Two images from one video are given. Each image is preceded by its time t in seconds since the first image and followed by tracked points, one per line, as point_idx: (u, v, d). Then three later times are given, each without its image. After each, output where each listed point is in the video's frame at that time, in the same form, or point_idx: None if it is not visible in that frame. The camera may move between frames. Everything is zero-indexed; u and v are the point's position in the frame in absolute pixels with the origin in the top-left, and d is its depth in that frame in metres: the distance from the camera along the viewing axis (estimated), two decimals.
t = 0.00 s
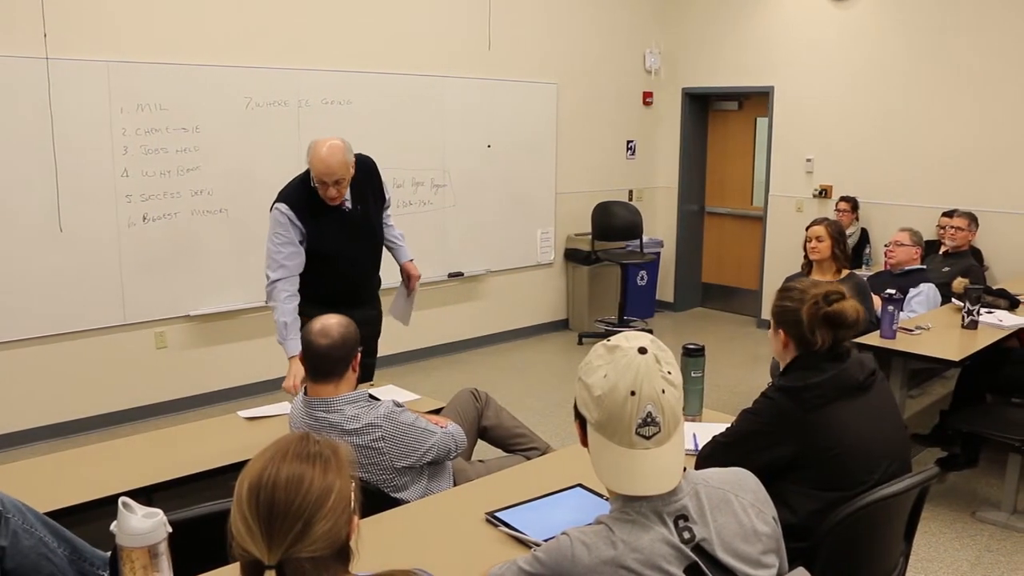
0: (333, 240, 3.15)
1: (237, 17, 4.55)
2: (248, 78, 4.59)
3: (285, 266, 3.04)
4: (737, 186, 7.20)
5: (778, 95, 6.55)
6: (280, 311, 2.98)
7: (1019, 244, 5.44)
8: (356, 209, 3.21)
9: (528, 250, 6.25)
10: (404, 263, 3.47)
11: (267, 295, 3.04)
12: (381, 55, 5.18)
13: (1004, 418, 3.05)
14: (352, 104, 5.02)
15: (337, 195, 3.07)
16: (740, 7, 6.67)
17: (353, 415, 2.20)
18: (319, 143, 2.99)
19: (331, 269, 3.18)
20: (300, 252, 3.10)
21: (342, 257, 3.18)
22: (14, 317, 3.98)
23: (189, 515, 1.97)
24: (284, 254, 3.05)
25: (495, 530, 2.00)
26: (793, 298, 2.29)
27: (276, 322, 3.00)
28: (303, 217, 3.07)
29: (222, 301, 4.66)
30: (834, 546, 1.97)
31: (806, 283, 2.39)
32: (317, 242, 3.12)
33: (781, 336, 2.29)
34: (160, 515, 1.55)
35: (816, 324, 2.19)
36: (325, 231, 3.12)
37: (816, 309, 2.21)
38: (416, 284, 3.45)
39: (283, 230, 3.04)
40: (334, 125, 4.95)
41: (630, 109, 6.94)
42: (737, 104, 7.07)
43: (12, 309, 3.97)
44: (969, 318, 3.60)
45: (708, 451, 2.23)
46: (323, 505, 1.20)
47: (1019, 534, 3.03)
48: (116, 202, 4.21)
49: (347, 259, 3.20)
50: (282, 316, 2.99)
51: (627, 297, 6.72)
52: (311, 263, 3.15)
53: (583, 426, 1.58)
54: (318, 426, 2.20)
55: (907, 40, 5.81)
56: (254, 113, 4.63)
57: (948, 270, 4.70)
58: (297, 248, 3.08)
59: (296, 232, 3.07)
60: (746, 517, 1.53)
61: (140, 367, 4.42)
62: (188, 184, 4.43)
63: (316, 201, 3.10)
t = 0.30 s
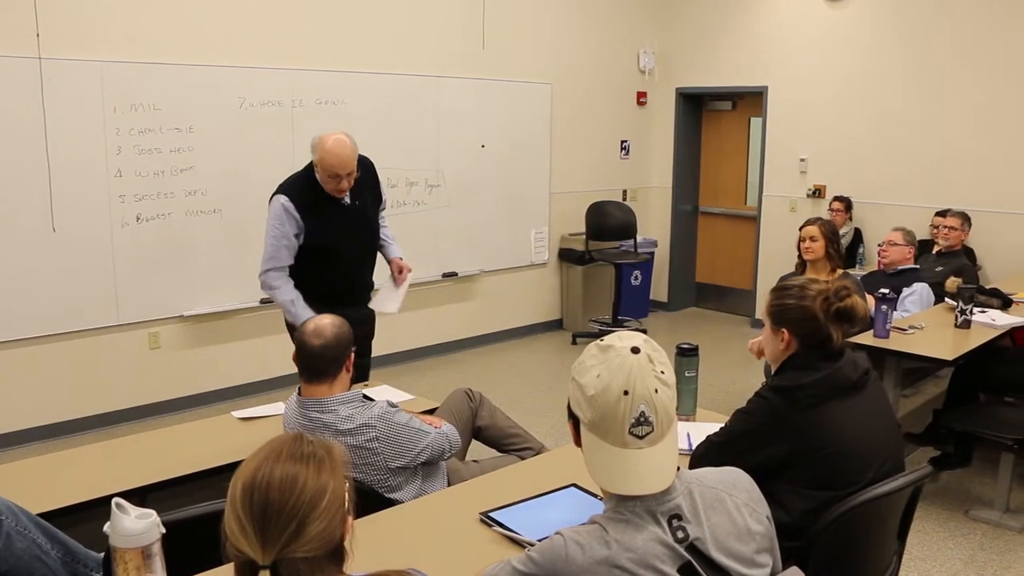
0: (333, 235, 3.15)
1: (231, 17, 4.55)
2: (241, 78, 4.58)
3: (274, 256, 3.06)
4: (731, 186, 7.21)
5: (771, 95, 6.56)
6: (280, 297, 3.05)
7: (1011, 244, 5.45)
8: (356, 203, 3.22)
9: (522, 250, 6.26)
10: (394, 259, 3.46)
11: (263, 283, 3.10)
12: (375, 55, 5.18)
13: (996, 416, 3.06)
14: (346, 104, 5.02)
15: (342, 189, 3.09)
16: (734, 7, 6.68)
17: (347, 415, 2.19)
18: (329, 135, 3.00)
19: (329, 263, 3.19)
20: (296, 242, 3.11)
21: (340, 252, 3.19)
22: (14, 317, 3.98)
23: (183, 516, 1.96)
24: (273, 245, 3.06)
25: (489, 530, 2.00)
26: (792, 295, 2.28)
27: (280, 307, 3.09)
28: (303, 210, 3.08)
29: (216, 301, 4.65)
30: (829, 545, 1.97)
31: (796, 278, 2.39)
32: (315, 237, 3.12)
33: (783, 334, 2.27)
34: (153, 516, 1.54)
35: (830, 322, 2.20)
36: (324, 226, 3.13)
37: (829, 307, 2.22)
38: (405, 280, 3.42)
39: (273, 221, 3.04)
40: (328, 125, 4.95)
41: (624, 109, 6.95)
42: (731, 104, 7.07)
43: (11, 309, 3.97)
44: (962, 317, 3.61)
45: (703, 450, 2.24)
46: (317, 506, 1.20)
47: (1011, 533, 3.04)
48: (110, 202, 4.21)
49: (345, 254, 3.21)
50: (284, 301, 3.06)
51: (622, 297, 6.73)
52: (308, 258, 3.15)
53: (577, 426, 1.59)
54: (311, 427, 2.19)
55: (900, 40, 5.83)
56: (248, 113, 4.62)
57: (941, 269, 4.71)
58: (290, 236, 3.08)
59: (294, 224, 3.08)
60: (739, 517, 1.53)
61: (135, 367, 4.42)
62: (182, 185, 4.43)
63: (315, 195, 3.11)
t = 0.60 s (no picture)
0: (336, 224, 3.25)
1: (220, 17, 4.54)
2: (231, 78, 4.57)
3: (282, 242, 3.15)
4: (722, 186, 7.22)
5: (762, 95, 6.58)
6: (296, 274, 3.13)
7: (1000, 243, 5.48)
8: (358, 194, 3.32)
9: (514, 250, 6.26)
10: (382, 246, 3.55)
11: (274, 270, 3.18)
12: (365, 55, 5.17)
13: (986, 414, 3.07)
14: (336, 104, 5.01)
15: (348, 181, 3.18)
16: (723, 7, 6.70)
17: (338, 415, 2.19)
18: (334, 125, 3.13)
19: (332, 252, 3.27)
20: (300, 228, 3.20)
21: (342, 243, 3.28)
22: (12, 317, 3.99)
23: (172, 518, 1.96)
24: (278, 230, 3.15)
25: (480, 530, 2.00)
26: (781, 295, 2.27)
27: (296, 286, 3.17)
28: (306, 200, 3.17)
29: (207, 302, 4.64)
30: (820, 544, 1.98)
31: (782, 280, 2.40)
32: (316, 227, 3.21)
33: (773, 334, 2.26)
34: (143, 518, 1.54)
35: (818, 318, 2.19)
36: (326, 216, 3.22)
37: (816, 302, 2.22)
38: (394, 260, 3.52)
39: (278, 207, 3.14)
40: (318, 125, 4.94)
41: (614, 109, 6.95)
42: (721, 104, 7.09)
43: (10, 309, 3.98)
44: (951, 316, 3.62)
45: (694, 449, 2.24)
46: (308, 506, 1.20)
47: (1001, 530, 3.05)
48: (99, 202, 4.19)
49: (346, 245, 3.30)
50: (299, 278, 3.15)
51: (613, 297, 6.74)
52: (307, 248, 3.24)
53: (568, 425, 1.59)
54: (301, 427, 2.19)
55: (888, 40, 5.85)
56: (238, 113, 4.61)
57: (930, 268, 4.73)
58: (295, 220, 3.18)
59: (298, 211, 3.17)
60: (730, 516, 1.53)
61: (127, 368, 4.40)
62: (172, 185, 4.41)
63: (317, 187, 3.19)
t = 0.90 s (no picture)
0: (356, 210, 3.43)
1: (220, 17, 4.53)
2: (232, 78, 4.57)
3: (310, 229, 3.28)
4: (722, 186, 7.22)
5: (762, 95, 6.58)
6: (331, 254, 3.27)
7: (1001, 244, 5.48)
8: (369, 182, 3.53)
9: (514, 250, 6.26)
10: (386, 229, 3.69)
11: (305, 258, 3.28)
12: (365, 54, 5.17)
13: (986, 414, 3.07)
14: (336, 103, 5.01)
15: (366, 158, 3.37)
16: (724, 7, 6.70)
17: (337, 415, 2.19)
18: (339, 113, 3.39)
19: (355, 237, 3.44)
20: (323, 216, 3.35)
21: (363, 229, 3.45)
22: (14, 317, 4.00)
23: (172, 518, 1.95)
24: (307, 218, 3.28)
25: (481, 530, 2.00)
26: (782, 296, 2.26)
27: (330, 268, 3.30)
28: (329, 188, 3.33)
29: (206, 302, 4.64)
30: (819, 544, 1.98)
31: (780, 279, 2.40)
32: (340, 212, 3.38)
33: (773, 335, 2.26)
34: (143, 518, 1.54)
35: (818, 317, 2.19)
36: (346, 203, 3.39)
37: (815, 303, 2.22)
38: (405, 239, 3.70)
39: (304, 196, 3.28)
40: (318, 125, 4.94)
41: (615, 109, 6.95)
42: (722, 104, 7.09)
43: (12, 309, 3.98)
44: (951, 316, 3.62)
45: (694, 449, 2.24)
46: (308, 506, 1.20)
47: (1001, 530, 3.05)
48: (99, 202, 4.19)
49: (367, 231, 3.47)
50: (333, 258, 3.28)
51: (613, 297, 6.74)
52: (331, 233, 3.40)
53: (569, 425, 1.60)
54: (301, 427, 2.19)
55: (888, 40, 5.85)
56: (238, 113, 4.61)
57: (931, 268, 4.73)
58: (320, 208, 3.33)
59: (323, 199, 3.33)
60: (731, 516, 1.53)
61: (127, 368, 4.41)
62: (171, 185, 4.41)
63: (338, 175, 3.36)
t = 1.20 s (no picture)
0: (360, 206, 3.44)
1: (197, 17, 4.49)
2: (210, 78, 4.54)
3: (320, 223, 3.25)
4: (704, 185, 7.23)
5: (742, 95, 6.60)
6: (343, 246, 3.26)
7: (979, 242, 5.53)
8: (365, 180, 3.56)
9: (495, 250, 6.26)
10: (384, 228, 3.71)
11: (315, 252, 3.24)
12: (346, 55, 5.15)
13: (963, 411, 3.10)
14: (316, 103, 4.99)
15: (368, 153, 3.42)
16: (704, 6, 6.71)
17: (317, 417, 2.18)
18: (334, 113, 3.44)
19: (357, 234, 3.44)
20: (330, 211, 3.34)
21: (366, 225, 3.46)
22: None
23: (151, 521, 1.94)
24: (318, 211, 3.25)
25: (462, 531, 2.00)
26: (762, 296, 2.26)
27: (340, 261, 3.27)
28: (337, 183, 3.33)
29: (188, 303, 4.62)
30: (800, 541, 1.99)
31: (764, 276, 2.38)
32: (346, 207, 3.38)
33: (753, 335, 2.26)
34: (121, 522, 1.53)
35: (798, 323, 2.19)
36: (351, 199, 3.40)
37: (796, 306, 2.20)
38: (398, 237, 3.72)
39: (315, 190, 3.25)
40: (298, 125, 4.92)
41: (595, 109, 6.96)
42: (703, 104, 7.10)
43: None
44: (929, 314, 3.64)
45: (675, 448, 2.25)
46: (288, 508, 1.20)
47: (978, 525, 3.08)
48: (78, 203, 4.15)
49: (370, 227, 3.48)
50: (343, 250, 3.27)
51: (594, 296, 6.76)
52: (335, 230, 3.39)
53: (550, 425, 1.61)
54: (280, 428, 2.18)
55: (867, 39, 5.88)
56: (218, 113, 4.59)
57: (910, 267, 4.77)
58: (329, 202, 3.32)
59: (329, 194, 3.32)
60: (710, 514, 1.55)
61: (106, 370, 4.38)
62: (151, 186, 4.38)
63: (342, 171, 3.36)
